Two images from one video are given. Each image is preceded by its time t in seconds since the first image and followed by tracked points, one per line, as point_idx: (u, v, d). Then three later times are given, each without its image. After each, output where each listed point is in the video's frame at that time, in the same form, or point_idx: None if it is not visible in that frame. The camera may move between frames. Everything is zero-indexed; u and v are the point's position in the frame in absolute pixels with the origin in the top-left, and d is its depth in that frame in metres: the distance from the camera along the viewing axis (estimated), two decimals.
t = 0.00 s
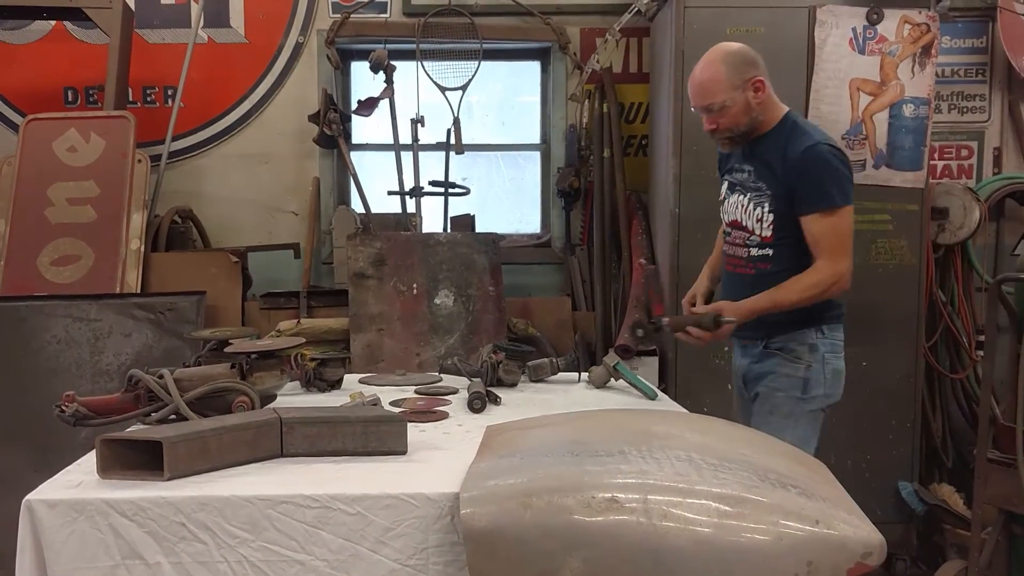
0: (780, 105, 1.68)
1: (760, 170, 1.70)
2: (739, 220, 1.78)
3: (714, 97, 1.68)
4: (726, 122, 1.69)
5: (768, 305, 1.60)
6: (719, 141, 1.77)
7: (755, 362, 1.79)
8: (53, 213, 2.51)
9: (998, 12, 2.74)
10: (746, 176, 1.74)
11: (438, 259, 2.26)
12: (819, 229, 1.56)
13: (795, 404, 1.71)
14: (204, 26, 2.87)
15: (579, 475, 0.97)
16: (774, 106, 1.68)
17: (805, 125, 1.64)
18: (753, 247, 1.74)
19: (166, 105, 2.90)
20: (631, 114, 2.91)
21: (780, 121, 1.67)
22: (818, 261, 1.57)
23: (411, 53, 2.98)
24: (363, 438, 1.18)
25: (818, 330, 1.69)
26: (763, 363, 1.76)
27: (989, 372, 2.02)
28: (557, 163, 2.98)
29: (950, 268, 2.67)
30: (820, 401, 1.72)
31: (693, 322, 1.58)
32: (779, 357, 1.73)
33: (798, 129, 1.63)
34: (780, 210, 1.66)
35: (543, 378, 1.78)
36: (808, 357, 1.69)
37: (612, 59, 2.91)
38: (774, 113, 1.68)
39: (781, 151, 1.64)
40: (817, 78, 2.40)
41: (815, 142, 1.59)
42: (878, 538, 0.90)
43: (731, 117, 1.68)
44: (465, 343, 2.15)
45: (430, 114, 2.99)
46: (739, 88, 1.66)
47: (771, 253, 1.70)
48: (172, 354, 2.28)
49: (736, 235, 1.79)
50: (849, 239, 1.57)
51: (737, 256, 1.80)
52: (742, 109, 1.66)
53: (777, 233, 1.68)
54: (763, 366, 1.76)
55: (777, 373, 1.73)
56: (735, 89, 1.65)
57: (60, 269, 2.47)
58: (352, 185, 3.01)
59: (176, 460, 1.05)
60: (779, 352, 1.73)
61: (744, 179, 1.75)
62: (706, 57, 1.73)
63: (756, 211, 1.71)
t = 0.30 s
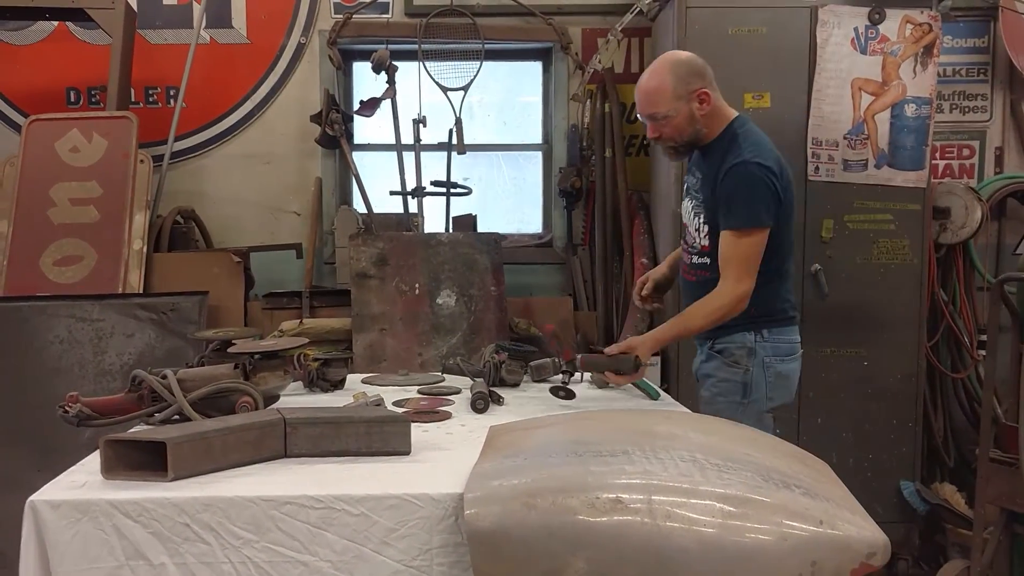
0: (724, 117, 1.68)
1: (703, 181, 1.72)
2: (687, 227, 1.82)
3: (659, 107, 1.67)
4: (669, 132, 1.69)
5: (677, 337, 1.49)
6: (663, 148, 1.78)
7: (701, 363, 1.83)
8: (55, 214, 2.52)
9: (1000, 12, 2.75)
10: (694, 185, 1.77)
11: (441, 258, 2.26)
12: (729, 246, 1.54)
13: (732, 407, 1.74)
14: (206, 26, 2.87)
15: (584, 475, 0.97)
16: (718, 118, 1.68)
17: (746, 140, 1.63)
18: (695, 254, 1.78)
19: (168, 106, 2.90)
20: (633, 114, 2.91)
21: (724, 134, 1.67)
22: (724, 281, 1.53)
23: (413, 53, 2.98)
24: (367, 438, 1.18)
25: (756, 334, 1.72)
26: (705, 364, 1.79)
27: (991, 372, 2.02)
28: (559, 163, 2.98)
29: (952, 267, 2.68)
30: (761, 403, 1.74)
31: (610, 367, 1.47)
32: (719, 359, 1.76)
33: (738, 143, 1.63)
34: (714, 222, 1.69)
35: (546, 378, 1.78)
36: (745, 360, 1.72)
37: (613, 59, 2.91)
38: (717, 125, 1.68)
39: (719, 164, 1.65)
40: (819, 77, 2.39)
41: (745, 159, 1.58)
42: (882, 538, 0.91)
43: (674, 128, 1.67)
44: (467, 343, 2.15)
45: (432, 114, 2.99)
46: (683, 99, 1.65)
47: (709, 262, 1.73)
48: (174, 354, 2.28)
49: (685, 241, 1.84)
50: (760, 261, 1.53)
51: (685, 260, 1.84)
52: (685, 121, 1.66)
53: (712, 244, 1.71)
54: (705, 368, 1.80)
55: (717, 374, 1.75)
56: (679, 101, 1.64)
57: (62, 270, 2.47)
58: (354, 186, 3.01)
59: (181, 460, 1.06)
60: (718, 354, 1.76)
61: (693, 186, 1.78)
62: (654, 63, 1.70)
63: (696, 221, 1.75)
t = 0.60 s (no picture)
0: (700, 119, 1.69)
1: (682, 189, 1.73)
2: (666, 233, 1.84)
3: (633, 108, 1.67)
4: (645, 134, 1.70)
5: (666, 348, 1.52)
6: (640, 152, 1.78)
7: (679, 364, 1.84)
8: (59, 220, 2.52)
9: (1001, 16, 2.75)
10: (673, 192, 1.78)
11: (444, 263, 2.25)
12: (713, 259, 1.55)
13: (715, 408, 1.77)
14: (209, 32, 2.88)
15: (589, 481, 0.97)
16: (695, 120, 1.69)
17: (726, 149, 1.63)
18: (675, 260, 1.80)
19: (172, 112, 2.91)
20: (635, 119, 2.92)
21: (702, 141, 1.68)
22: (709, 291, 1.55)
23: (416, 59, 2.99)
24: (372, 444, 1.18)
25: (735, 336, 1.74)
26: (684, 367, 1.81)
27: (996, 375, 2.01)
28: (562, 168, 2.99)
29: (955, 271, 2.67)
30: (743, 403, 1.78)
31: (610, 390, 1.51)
32: (700, 362, 1.78)
33: (717, 153, 1.64)
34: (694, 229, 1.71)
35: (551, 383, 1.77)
36: (726, 362, 1.75)
37: (615, 64, 2.93)
38: (693, 127, 1.69)
39: (700, 174, 1.66)
40: (822, 82, 2.40)
41: (725, 171, 1.59)
42: (888, 542, 0.91)
43: (650, 130, 1.68)
44: (471, 348, 2.16)
45: (435, 119, 2.99)
46: (658, 102, 1.66)
47: (688, 267, 1.76)
48: (178, 359, 2.29)
49: (665, 247, 1.86)
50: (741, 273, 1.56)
51: (665, 266, 1.86)
52: (660, 123, 1.67)
53: (693, 249, 1.73)
54: (684, 371, 1.81)
55: (698, 377, 1.77)
56: (654, 102, 1.65)
57: (66, 276, 2.48)
58: (357, 191, 3.01)
59: (187, 466, 1.06)
60: (699, 357, 1.78)
61: (671, 193, 1.80)
62: (629, 65, 1.70)
63: (677, 227, 1.78)
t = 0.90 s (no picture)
0: (682, 138, 1.71)
1: (665, 206, 1.75)
2: (649, 248, 1.85)
3: (615, 126, 1.70)
4: (627, 152, 1.71)
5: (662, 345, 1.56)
6: (623, 172, 1.79)
7: (673, 369, 1.83)
8: (60, 224, 2.52)
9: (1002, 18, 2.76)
10: (655, 209, 1.80)
11: (445, 267, 2.26)
12: (712, 277, 1.58)
13: (715, 409, 1.77)
14: (210, 37, 2.88)
15: (592, 484, 0.97)
16: (677, 139, 1.71)
17: (711, 168, 1.66)
18: (665, 273, 1.81)
19: (173, 116, 2.91)
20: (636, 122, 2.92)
21: (683, 160, 1.70)
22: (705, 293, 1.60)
23: (416, 63, 2.99)
24: (374, 448, 1.18)
25: (729, 335, 1.76)
26: (681, 371, 1.80)
27: (997, 378, 2.01)
28: (562, 171, 2.99)
29: (956, 273, 2.68)
30: (741, 399, 1.80)
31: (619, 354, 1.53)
32: (695, 365, 1.78)
33: (702, 173, 1.66)
34: (685, 246, 1.72)
35: (552, 387, 1.77)
36: (722, 362, 1.75)
37: (616, 67, 2.93)
38: (676, 146, 1.71)
39: (686, 193, 1.68)
40: (822, 85, 2.40)
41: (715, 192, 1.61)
42: (890, 545, 0.90)
43: (632, 148, 1.70)
44: (472, 351, 2.16)
45: (436, 123, 2.99)
46: (640, 120, 1.68)
47: (681, 281, 1.77)
48: (179, 363, 2.29)
49: (650, 260, 1.86)
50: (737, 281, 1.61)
51: (652, 278, 1.87)
52: (643, 141, 1.69)
53: (685, 265, 1.75)
54: (681, 375, 1.80)
55: (697, 380, 1.76)
56: (635, 120, 1.68)
57: (68, 280, 2.48)
58: (358, 195, 3.01)
59: (189, 471, 1.06)
60: (694, 360, 1.77)
61: (652, 211, 1.81)
62: (609, 87, 1.74)
63: (664, 245, 1.78)
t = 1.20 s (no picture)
0: (654, 140, 1.83)
1: (647, 203, 1.84)
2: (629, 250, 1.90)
3: (597, 126, 1.76)
4: (608, 151, 1.78)
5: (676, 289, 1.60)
6: (601, 173, 1.85)
7: (655, 368, 1.90)
8: (62, 226, 2.53)
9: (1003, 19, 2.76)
10: (633, 209, 1.88)
11: (448, 269, 2.26)
12: (711, 250, 1.70)
13: (702, 401, 1.88)
14: (212, 39, 2.89)
15: (594, 486, 0.97)
16: (650, 141, 1.82)
17: (687, 161, 1.82)
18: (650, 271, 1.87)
19: (175, 119, 2.91)
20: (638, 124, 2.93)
21: (661, 158, 1.83)
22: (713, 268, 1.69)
23: (418, 65, 2.99)
24: (377, 450, 1.18)
25: (711, 332, 1.89)
26: (666, 369, 1.88)
27: (1000, 379, 2.01)
28: (564, 173, 2.99)
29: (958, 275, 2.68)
30: (720, 394, 1.92)
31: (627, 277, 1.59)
32: (683, 361, 1.87)
33: (681, 166, 1.80)
34: (674, 237, 1.81)
35: (553, 388, 1.77)
36: (708, 357, 1.87)
37: (618, 69, 2.93)
38: (648, 147, 1.83)
39: (668, 187, 1.80)
40: (823, 87, 2.40)
41: (701, 178, 1.76)
42: (893, 547, 0.90)
43: (613, 147, 1.77)
44: (474, 353, 2.17)
45: (437, 125, 2.99)
46: (621, 120, 1.76)
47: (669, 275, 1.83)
48: (181, 365, 2.29)
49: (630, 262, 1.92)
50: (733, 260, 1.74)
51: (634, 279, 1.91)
52: (624, 140, 1.77)
53: (673, 257, 1.83)
54: (666, 372, 1.88)
55: (684, 376, 1.85)
56: (617, 120, 1.75)
57: (70, 282, 2.48)
58: (360, 197, 3.01)
59: (193, 473, 1.06)
60: (682, 356, 1.87)
61: (631, 212, 1.89)
62: (589, 89, 1.81)
63: (650, 241, 1.84)
